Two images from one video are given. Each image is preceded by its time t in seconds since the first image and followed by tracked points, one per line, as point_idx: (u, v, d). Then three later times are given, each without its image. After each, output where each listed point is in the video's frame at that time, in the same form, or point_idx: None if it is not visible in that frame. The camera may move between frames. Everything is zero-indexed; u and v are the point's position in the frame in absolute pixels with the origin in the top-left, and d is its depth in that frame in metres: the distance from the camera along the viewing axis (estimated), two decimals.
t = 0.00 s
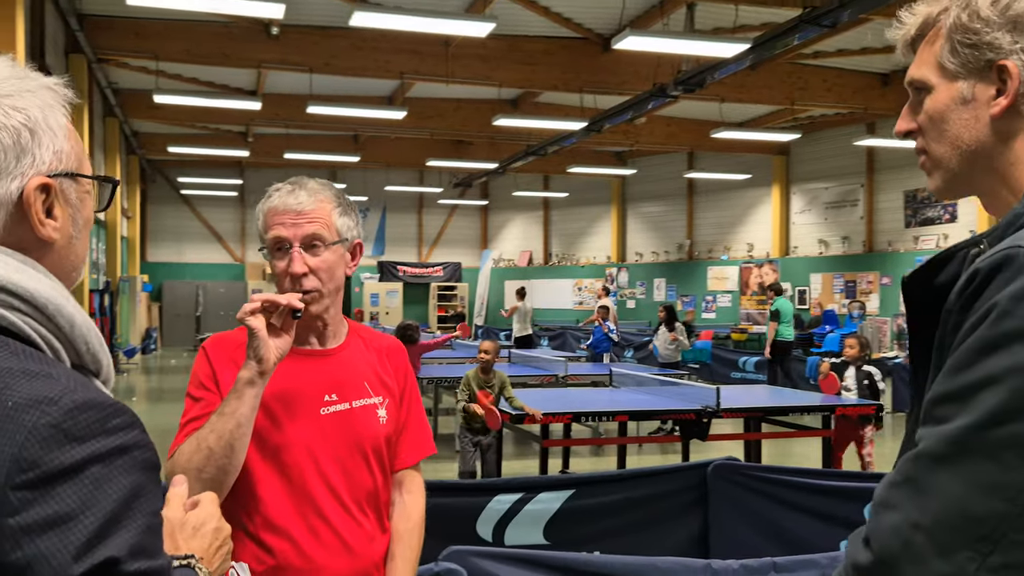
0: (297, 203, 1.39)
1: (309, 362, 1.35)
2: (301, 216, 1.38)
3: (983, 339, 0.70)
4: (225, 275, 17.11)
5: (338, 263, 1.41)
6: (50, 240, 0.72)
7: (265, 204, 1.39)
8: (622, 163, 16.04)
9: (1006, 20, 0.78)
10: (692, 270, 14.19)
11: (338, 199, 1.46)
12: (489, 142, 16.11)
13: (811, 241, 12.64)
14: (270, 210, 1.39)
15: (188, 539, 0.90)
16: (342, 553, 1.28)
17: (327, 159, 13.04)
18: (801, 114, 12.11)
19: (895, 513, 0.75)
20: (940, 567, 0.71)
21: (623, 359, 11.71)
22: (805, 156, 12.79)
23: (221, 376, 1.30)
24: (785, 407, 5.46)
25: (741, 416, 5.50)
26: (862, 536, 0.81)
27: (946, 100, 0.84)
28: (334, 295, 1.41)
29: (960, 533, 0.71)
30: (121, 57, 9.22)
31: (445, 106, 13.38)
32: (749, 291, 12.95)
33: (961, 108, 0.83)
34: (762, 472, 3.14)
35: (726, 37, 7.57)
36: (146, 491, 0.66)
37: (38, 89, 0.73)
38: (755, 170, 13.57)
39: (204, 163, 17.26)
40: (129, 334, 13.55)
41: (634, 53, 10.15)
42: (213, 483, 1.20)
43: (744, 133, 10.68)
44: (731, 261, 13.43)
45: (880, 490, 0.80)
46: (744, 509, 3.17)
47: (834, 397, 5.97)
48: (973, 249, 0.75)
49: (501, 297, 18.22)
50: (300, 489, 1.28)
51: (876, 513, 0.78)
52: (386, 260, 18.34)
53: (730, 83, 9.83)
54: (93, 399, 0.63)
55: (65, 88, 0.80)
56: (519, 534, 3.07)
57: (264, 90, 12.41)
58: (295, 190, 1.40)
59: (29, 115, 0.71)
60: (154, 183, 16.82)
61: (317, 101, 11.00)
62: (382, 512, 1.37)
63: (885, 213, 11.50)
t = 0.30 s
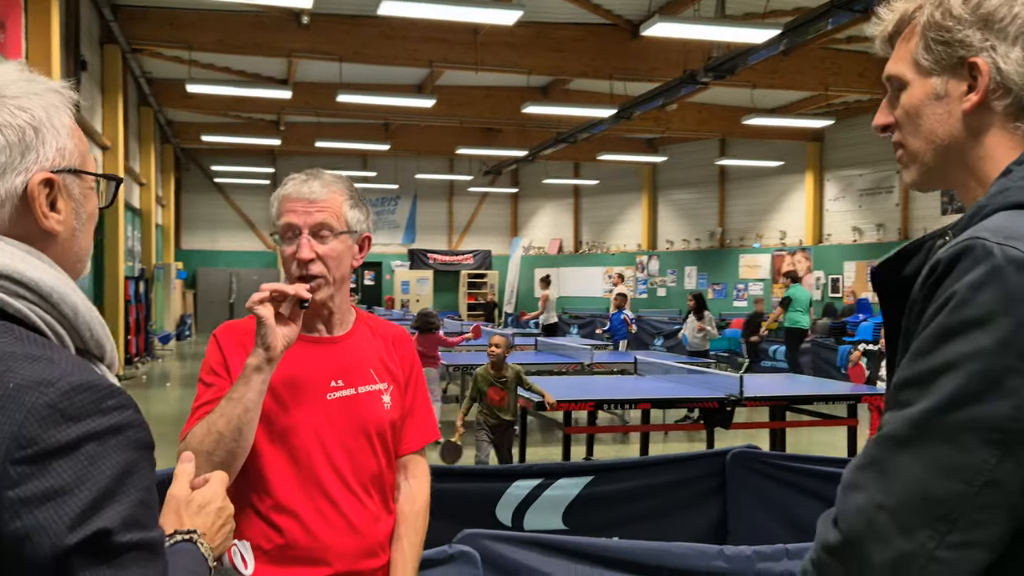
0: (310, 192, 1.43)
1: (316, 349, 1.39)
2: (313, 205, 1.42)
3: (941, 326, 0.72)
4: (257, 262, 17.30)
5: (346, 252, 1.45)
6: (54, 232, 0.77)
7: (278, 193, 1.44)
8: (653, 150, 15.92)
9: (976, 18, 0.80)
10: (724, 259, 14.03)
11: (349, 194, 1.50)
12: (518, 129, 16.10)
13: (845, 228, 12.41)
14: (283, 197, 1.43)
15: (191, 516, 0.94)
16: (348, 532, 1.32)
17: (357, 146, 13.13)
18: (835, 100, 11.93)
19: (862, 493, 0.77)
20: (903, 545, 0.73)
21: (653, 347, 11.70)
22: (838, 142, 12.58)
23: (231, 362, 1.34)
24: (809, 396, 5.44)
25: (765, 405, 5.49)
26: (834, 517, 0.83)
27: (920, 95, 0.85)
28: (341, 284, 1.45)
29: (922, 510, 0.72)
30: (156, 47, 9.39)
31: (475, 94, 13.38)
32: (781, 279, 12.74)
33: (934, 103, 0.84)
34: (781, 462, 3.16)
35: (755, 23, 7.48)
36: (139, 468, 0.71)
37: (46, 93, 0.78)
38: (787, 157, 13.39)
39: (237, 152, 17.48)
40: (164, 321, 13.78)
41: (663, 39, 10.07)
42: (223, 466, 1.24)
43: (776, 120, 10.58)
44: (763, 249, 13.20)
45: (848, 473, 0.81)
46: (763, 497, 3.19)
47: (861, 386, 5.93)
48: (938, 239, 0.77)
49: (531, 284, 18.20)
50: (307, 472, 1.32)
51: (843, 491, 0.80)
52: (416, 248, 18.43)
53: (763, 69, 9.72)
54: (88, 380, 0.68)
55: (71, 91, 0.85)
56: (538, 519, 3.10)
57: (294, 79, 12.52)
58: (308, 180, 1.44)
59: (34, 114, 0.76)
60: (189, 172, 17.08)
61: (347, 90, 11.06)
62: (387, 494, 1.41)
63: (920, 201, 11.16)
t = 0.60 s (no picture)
0: (324, 178, 1.49)
1: (326, 332, 1.45)
2: (327, 190, 1.48)
3: (892, 309, 0.75)
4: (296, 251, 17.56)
5: (355, 239, 1.50)
6: (65, 222, 0.84)
7: (293, 177, 1.50)
8: (691, 137, 15.76)
9: (939, 9, 0.82)
10: (762, 247, 13.58)
11: (362, 184, 1.56)
12: (554, 118, 16.08)
13: (887, 216, 12.13)
14: (299, 181, 1.49)
15: (199, 488, 1.00)
16: (355, 507, 1.38)
17: (393, 136, 13.22)
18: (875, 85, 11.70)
19: (821, 469, 0.80)
20: (859, 517, 0.76)
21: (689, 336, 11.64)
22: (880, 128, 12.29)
23: (242, 344, 1.41)
24: (841, 385, 5.40)
25: (795, 393, 5.46)
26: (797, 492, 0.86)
27: (888, 86, 0.88)
28: (348, 270, 1.50)
29: (876, 485, 0.75)
30: (196, 39, 9.61)
31: (510, 83, 13.38)
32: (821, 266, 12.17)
33: (901, 94, 0.87)
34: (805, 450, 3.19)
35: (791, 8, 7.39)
36: (136, 440, 0.77)
37: (56, 92, 0.85)
38: (828, 143, 13.14)
39: (276, 143, 17.72)
40: (205, 309, 14.03)
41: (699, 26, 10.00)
42: (235, 445, 1.30)
43: (814, 106, 10.43)
44: (803, 237, 12.72)
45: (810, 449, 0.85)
46: (787, 484, 3.23)
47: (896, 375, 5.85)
48: (897, 225, 0.80)
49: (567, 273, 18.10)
50: (316, 451, 1.38)
51: (805, 467, 0.83)
52: (452, 237, 18.49)
53: (801, 55, 9.65)
54: (89, 359, 0.75)
55: (83, 91, 0.92)
56: (562, 504, 3.09)
57: (331, 69, 12.65)
58: (323, 168, 1.51)
59: (45, 112, 0.83)
60: (230, 162, 17.39)
61: (382, 80, 11.14)
62: (395, 473, 1.47)
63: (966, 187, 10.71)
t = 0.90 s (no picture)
0: (349, 174, 1.55)
1: (352, 321, 1.51)
2: (351, 186, 1.54)
3: (869, 298, 0.78)
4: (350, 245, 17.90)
5: (379, 232, 1.56)
6: (98, 216, 0.91)
7: (321, 174, 1.57)
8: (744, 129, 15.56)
9: (925, 7, 0.83)
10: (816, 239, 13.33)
11: (387, 179, 1.62)
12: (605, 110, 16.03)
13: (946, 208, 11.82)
14: (325, 178, 1.56)
15: (225, 465, 1.07)
16: (381, 487, 1.43)
17: (444, 129, 13.34)
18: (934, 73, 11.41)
19: (805, 451, 0.84)
20: (840, 497, 0.79)
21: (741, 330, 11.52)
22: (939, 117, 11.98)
23: (274, 332, 1.49)
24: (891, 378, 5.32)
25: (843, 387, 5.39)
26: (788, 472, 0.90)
27: (879, 82, 0.90)
28: (374, 261, 1.56)
29: (853, 467, 0.78)
30: (251, 37, 9.87)
31: (559, 75, 13.39)
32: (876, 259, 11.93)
33: (891, 89, 0.89)
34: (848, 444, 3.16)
35: None
36: (161, 418, 0.84)
37: (89, 95, 0.92)
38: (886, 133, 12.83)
39: (329, 138, 18.02)
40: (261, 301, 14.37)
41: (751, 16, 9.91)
42: (265, 430, 1.38)
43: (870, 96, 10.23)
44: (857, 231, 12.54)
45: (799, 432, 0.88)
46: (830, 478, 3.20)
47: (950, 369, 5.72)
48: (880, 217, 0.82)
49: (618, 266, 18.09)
50: (344, 436, 1.44)
51: (789, 448, 0.87)
52: (503, 230, 18.55)
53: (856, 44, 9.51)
54: (117, 344, 0.82)
55: (116, 94, 0.99)
56: (601, 495, 3.11)
57: (382, 65, 12.82)
58: (348, 164, 1.57)
59: (79, 115, 0.90)
60: (285, 157, 17.77)
61: (432, 75, 11.24)
62: (420, 455, 1.53)
63: None
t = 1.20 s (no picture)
0: (382, 171, 1.61)
1: (386, 313, 1.57)
2: (384, 182, 1.59)
3: (864, 290, 0.81)
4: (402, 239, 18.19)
5: (411, 226, 1.61)
6: (139, 214, 0.98)
7: (355, 170, 1.62)
8: (801, 120, 15.28)
9: (927, 7, 0.85)
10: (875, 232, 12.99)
11: (418, 176, 1.67)
12: (657, 103, 15.92)
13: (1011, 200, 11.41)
14: (360, 175, 1.61)
15: (257, 448, 1.14)
16: (413, 473, 1.48)
17: (494, 123, 13.38)
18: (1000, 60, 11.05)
19: (805, 439, 0.86)
20: (836, 483, 0.82)
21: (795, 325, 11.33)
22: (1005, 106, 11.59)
23: (311, 323, 1.55)
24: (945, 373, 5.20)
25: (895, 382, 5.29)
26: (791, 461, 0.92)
27: (884, 81, 0.92)
28: (406, 254, 1.61)
29: (848, 454, 0.81)
30: (304, 34, 10.04)
31: (611, 68, 13.33)
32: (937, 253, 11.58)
33: (895, 87, 0.90)
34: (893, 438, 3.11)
35: None
36: (195, 401, 0.90)
37: (131, 101, 0.99)
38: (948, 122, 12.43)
39: (382, 133, 18.28)
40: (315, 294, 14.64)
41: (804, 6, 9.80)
42: (303, 416, 1.43)
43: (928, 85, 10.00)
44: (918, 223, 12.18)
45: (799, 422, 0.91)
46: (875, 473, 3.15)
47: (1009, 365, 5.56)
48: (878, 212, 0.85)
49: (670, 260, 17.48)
50: (377, 425, 1.49)
51: (791, 436, 0.89)
52: (554, 224, 18.52)
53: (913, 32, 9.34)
54: (155, 332, 0.89)
55: (159, 99, 1.06)
56: (642, 488, 3.10)
57: (433, 60, 12.92)
58: (381, 161, 1.63)
59: (122, 119, 0.96)
60: (338, 152, 18.11)
61: (482, 69, 11.27)
62: (451, 442, 1.58)
63: None
